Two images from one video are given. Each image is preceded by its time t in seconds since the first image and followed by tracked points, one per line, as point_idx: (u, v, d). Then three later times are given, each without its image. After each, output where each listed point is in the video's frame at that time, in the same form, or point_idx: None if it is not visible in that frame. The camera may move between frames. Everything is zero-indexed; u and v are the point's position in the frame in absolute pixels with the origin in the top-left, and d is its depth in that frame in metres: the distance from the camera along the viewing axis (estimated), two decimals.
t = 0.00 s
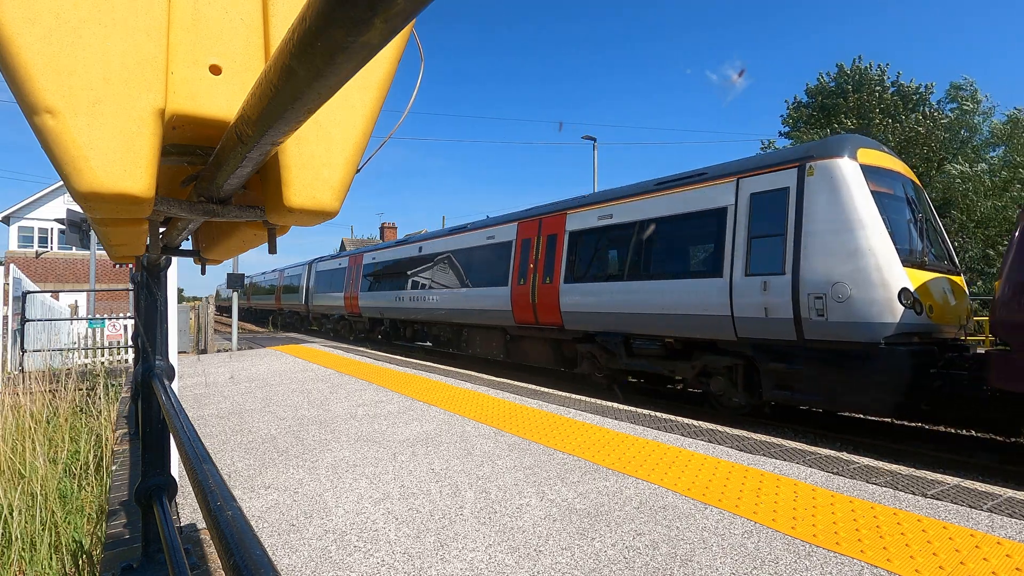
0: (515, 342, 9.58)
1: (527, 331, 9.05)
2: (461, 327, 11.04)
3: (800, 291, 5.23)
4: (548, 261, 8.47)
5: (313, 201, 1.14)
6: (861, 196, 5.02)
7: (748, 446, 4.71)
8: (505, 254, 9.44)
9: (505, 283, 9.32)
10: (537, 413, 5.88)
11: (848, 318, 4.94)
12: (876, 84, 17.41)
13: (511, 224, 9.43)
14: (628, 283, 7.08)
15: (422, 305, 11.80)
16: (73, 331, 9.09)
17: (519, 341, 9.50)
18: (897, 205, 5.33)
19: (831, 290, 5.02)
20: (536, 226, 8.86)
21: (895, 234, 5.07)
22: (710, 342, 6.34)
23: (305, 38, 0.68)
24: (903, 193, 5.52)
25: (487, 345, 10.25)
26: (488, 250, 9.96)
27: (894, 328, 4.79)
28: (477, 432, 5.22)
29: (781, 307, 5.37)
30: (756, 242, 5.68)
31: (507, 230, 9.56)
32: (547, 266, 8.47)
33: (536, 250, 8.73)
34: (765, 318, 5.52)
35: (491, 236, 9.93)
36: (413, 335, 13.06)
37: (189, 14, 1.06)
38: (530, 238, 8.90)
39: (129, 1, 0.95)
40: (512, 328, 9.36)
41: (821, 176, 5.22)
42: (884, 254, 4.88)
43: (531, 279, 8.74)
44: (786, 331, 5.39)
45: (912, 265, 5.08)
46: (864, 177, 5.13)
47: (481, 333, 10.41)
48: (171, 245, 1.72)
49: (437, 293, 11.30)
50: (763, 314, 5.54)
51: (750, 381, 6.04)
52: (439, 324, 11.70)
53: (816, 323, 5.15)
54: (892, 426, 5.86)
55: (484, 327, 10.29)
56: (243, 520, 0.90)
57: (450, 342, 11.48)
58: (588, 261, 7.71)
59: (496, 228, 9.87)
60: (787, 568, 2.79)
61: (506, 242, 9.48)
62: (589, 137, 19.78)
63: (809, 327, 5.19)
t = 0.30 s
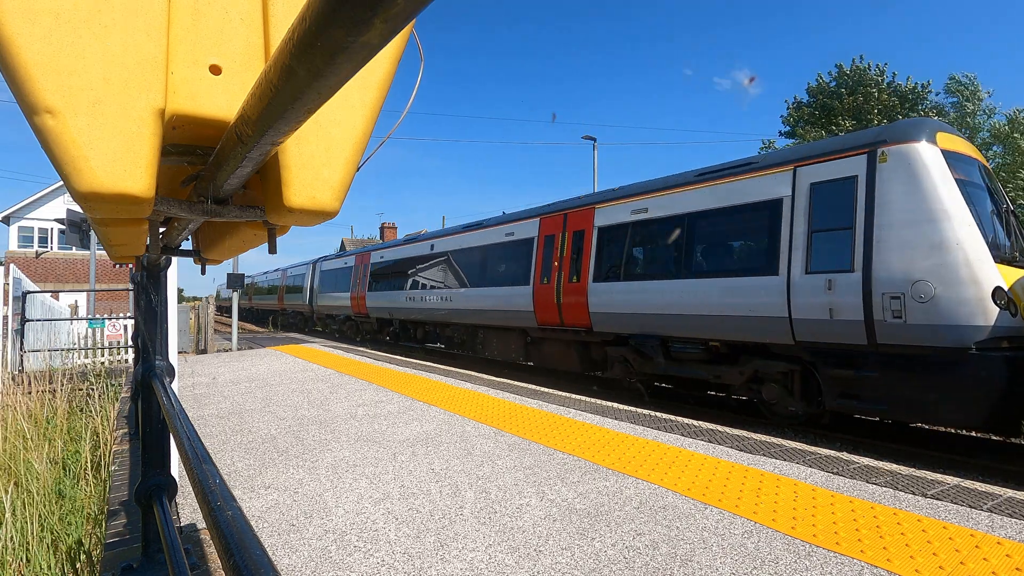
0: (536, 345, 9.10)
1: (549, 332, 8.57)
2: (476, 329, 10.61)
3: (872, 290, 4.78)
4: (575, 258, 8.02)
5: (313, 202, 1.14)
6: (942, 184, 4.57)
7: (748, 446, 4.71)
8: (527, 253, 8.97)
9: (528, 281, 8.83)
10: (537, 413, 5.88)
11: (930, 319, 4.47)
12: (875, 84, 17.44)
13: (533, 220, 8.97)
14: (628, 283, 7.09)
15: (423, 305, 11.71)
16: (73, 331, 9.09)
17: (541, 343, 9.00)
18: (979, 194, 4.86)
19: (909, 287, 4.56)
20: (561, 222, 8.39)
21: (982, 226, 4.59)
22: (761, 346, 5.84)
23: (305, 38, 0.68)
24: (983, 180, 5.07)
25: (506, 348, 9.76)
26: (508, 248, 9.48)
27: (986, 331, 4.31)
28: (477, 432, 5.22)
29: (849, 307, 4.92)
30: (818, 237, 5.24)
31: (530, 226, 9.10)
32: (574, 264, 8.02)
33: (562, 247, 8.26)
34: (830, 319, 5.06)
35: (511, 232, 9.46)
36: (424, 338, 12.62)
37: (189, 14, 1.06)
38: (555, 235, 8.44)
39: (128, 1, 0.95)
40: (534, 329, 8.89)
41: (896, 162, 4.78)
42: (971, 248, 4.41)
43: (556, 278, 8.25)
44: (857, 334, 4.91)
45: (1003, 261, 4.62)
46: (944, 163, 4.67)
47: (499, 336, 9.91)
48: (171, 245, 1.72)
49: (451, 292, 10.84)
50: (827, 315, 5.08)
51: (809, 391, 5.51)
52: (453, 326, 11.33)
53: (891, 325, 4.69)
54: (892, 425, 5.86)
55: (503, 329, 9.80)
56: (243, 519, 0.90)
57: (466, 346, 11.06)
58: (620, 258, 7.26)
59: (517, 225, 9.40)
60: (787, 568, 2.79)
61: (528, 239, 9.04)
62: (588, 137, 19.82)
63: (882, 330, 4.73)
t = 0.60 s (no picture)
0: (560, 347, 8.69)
1: (575, 333, 8.14)
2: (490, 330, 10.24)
3: (956, 288, 4.31)
4: (603, 255, 7.56)
5: (312, 202, 1.14)
6: None
7: (748, 446, 4.71)
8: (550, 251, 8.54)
9: (552, 280, 8.38)
10: (537, 413, 5.88)
11: None
12: (874, 85, 17.44)
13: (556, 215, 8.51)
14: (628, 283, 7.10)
15: (426, 305, 11.57)
16: (73, 331, 9.09)
17: (565, 346, 8.58)
18: None
19: (1002, 285, 4.09)
20: (586, 217, 7.92)
21: None
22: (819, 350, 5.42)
23: (305, 38, 0.68)
24: None
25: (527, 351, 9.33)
26: (529, 245, 9.06)
27: None
28: (477, 432, 5.22)
29: (929, 307, 4.46)
30: (889, 230, 4.78)
31: (552, 222, 8.64)
32: (602, 261, 7.56)
33: (588, 244, 7.81)
34: (905, 320, 4.60)
35: (532, 229, 9.01)
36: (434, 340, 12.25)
37: (189, 14, 1.06)
38: (581, 231, 7.97)
39: (129, 2, 0.95)
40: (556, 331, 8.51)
41: (982, 147, 4.30)
42: None
43: (583, 276, 7.80)
44: (900, 336, 4.66)
45: None
46: None
47: (518, 338, 9.48)
48: (171, 245, 1.72)
49: (464, 292, 10.44)
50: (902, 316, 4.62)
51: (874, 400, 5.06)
52: (463, 327, 10.97)
53: (980, 327, 4.21)
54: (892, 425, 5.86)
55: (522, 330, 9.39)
56: (243, 519, 0.90)
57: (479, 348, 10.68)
58: (655, 255, 6.84)
59: (537, 221, 8.97)
60: (787, 568, 2.79)
61: (551, 236, 8.60)
62: (588, 137, 19.86)
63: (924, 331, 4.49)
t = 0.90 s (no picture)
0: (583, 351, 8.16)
1: (601, 335, 7.67)
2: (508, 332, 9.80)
3: None
4: (632, 253, 7.08)
5: (312, 201, 1.14)
6: None
7: (748, 446, 4.71)
8: (574, 248, 8.06)
9: (577, 279, 7.90)
10: (537, 413, 5.88)
11: None
12: (876, 85, 17.42)
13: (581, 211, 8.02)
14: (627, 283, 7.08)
15: (436, 305, 11.24)
16: (74, 331, 9.08)
17: (589, 348, 8.07)
18: None
19: None
20: (614, 212, 7.44)
21: None
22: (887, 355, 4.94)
23: (305, 38, 0.68)
24: None
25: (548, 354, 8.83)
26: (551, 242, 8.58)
27: None
28: (477, 432, 5.22)
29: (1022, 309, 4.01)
30: (970, 223, 4.33)
31: (577, 217, 8.15)
32: (631, 259, 7.08)
33: (616, 240, 7.33)
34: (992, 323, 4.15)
35: (555, 225, 8.54)
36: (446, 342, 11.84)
37: (189, 14, 1.06)
38: (608, 227, 7.50)
39: (128, 1, 0.95)
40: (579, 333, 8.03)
41: None
42: None
43: (611, 275, 7.31)
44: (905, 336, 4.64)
45: None
46: None
47: (538, 340, 8.98)
48: (171, 245, 1.72)
49: (480, 292, 9.99)
50: (988, 318, 4.17)
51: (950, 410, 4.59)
52: (477, 328, 10.58)
53: None
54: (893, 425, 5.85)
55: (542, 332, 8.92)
56: (243, 519, 0.90)
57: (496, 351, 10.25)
58: (696, 251, 6.36)
59: (560, 217, 8.49)
60: (787, 568, 2.79)
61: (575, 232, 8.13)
62: (588, 137, 19.85)
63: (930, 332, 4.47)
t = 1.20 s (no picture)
0: (612, 354, 7.75)
1: (628, 337, 7.26)
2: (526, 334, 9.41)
3: None
4: (663, 250, 6.64)
5: (312, 201, 1.14)
6: None
7: (748, 446, 4.71)
8: (599, 245, 7.62)
9: (603, 278, 7.46)
10: (537, 413, 5.87)
11: None
12: (878, 84, 17.40)
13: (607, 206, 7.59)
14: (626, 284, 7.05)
15: (447, 305, 10.88)
16: (74, 330, 9.08)
17: (618, 352, 7.66)
18: None
19: None
20: (644, 207, 6.98)
21: None
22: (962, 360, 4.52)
23: (305, 38, 0.68)
24: None
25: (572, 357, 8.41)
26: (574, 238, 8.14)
27: None
28: (477, 432, 5.22)
29: None
30: None
31: (603, 213, 7.69)
32: (662, 257, 6.64)
33: (646, 236, 6.88)
34: None
35: (579, 221, 8.09)
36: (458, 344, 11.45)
37: (189, 15, 1.06)
38: (636, 222, 7.06)
39: (128, 1, 0.95)
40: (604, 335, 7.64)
41: None
42: None
43: (641, 273, 6.86)
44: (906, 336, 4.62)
45: None
46: None
47: (562, 342, 8.57)
48: (171, 245, 1.72)
49: (496, 291, 9.58)
50: None
51: None
52: (492, 330, 10.20)
53: None
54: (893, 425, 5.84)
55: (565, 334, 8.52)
56: (243, 519, 0.90)
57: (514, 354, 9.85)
58: (738, 248, 5.95)
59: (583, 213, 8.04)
60: (787, 568, 2.79)
61: (600, 229, 7.68)
62: (590, 137, 19.86)
63: (930, 333, 4.46)
